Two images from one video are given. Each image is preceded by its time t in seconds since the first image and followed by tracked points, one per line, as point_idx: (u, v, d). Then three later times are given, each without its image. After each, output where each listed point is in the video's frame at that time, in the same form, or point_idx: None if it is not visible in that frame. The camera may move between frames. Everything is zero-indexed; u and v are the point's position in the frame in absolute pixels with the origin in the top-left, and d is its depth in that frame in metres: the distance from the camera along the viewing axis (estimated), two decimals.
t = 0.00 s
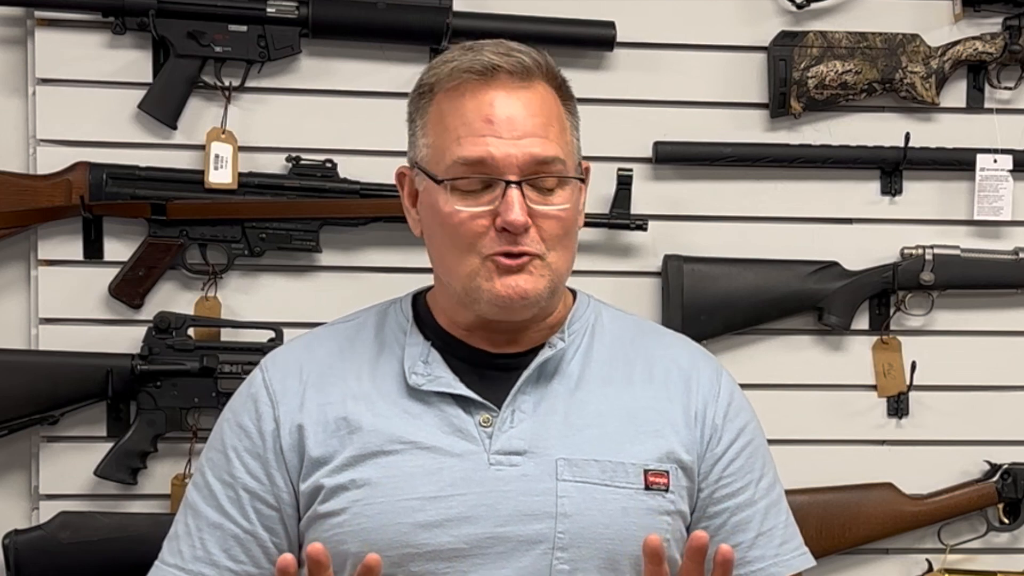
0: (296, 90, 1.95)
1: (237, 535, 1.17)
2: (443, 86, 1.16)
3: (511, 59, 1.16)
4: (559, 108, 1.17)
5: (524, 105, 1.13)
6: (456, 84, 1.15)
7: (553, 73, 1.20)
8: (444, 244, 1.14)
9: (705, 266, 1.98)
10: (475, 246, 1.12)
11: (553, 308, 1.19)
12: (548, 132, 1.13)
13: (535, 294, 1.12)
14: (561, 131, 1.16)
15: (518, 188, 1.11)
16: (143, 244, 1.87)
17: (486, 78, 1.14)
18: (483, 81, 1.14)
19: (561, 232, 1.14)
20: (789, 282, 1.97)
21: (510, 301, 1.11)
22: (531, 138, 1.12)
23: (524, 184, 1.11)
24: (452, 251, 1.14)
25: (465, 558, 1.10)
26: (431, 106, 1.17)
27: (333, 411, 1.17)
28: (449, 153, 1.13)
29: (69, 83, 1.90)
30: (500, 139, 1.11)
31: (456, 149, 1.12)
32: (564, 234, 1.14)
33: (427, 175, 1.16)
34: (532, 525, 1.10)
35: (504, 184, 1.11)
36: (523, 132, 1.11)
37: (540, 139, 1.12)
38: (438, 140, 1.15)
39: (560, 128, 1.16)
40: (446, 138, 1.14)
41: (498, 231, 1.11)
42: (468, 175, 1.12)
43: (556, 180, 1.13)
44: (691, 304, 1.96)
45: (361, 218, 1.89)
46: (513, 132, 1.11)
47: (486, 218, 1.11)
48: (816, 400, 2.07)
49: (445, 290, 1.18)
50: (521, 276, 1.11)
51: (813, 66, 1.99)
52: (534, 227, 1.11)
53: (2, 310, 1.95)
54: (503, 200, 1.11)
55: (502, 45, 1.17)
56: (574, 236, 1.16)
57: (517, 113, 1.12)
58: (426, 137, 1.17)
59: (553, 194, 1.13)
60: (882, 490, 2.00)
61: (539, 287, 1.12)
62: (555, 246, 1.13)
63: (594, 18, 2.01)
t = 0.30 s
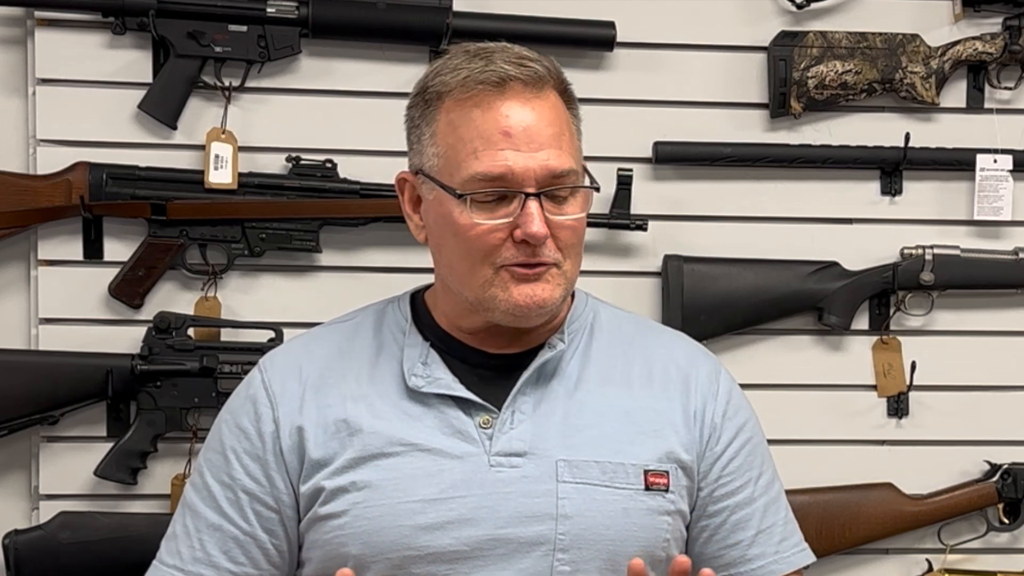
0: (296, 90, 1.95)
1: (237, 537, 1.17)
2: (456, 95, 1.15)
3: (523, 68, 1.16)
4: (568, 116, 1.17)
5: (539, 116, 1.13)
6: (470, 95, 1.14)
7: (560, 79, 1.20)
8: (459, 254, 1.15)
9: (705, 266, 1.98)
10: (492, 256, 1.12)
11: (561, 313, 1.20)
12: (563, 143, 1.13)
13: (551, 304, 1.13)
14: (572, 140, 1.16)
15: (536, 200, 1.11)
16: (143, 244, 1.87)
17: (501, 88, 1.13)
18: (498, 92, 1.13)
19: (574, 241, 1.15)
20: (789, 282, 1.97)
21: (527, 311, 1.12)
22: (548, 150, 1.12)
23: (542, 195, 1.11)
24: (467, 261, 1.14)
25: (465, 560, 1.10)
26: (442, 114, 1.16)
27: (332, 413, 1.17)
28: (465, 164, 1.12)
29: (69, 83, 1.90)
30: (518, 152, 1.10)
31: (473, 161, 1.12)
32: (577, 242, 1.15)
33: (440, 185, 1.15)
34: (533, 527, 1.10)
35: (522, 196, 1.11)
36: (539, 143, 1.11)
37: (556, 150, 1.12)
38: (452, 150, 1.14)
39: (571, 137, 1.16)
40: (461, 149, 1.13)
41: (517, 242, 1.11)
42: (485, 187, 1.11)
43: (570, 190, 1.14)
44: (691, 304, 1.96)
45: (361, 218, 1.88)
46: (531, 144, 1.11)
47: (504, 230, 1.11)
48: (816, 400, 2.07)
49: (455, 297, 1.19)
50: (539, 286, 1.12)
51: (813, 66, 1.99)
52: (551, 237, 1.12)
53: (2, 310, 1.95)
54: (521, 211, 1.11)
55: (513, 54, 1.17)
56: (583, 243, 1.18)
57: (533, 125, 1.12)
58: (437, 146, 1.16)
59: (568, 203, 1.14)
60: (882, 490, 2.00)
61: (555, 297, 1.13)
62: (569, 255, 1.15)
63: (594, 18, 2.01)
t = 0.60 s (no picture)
0: (296, 90, 1.95)
1: (236, 534, 1.17)
2: (459, 94, 1.15)
3: (526, 68, 1.16)
4: (569, 117, 1.18)
5: (542, 116, 1.13)
6: (474, 94, 1.14)
7: (562, 79, 1.20)
8: (461, 253, 1.15)
9: (705, 266, 1.98)
10: (495, 256, 1.12)
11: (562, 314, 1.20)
12: (565, 143, 1.13)
13: (553, 304, 1.13)
14: (574, 140, 1.16)
15: (540, 200, 1.11)
16: (143, 244, 1.87)
17: (504, 88, 1.13)
18: (501, 91, 1.13)
19: (576, 241, 1.15)
20: (789, 282, 1.97)
21: (529, 311, 1.13)
22: (551, 150, 1.12)
23: (545, 195, 1.12)
24: (469, 260, 1.14)
25: (465, 557, 1.10)
26: (445, 114, 1.16)
27: (332, 410, 1.17)
28: (468, 164, 1.12)
29: (69, 83, 1.90)
30: (522, 152, 1.11)
31: (476, 161, 1.12)
32: (578, 242, 1.16)
33: (442, 184, 1.15)
34: (532, 524, 1.11)
35: (526, 196, 1.11)
36: (542, 144, 1.11)
37: (559, 151, 1.12)
38: (455, 149, 1.14)
39: (573, 137, 1.16)
40: (464, 148, 1.13)
41: (521, 242, 1.11)
42: (489, 186, 1.11)
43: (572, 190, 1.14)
44: (691, 304, 1.96)
45: (361, 218, 1.88)
46: (534, 144, 1.11)
47: (507, 230, 1.11)
48: (816, 400, 2.07)
49: (456, 296, 1.18)
50: (542, 285, 1.13)
51: (813, 66, 1.99)
52: (554, 237, 1.12)
53: (2, 310, 1.95)
54: (524, 211, 1.11)
55: (516, 54, 1.17)
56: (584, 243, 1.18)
57: (536, 125, 1.12)
58: (439, 145, 1.16)
59: (570, 203, 1.14)
60: (882, 490, 2.00)
61: (557, 298, 1.13)
62: (570, 255, 1.15)
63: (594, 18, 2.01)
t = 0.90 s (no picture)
0: (296, 90, 1.95)
1: (234, 528, 1.17)
2: (459, 91, 1.15)
3: (525, 65, 1.16)
4: (567, 114, 1.18)
5: (541, 113, 1.13)
6: (474, 91, 1.14)
7: (561, 78, 1.20)
8: (460, 250, 1.15)
9: (705, 266, 1.98)
10: (494, 252, 1.12)
11: (560, 309, 1.20)
12: (564, 140, 1.14)
13: (551, 300, 1.14)
14: (573, 138, 1.17)
15: (540, 196, 1.11)
16: (143, 244, 1.87)
17: (504, 85, 1.13)
18: (501, 89, 1.13)
19: (574, 238, 1.15)
20: (789, 282, 1.97)
21: (527, 307, 1.13)
22: (551, 147, 1.12)
23: (544, 192, 1.12)
24: (468, 256, 1.14)
25: (464, 549, 1.10)
26: (444, 111, 1.16)
27: (329, 404, 1.17)
28: (468, 161, 1.12)
29: (69, 83, 1.90)
30: (521, 148, 1.11)
31: (476, 158, 1.12)
32: (577, 238, 1.16)
33: (442, 180, 1.15)
34: (531, 516, 1.11)
35: (526, 192, 1.11)
36: (542, 140, 1.11)
37: (558, 147, 1.12)
38: (455, 146, 1.14)
39: (571, 135, 1.16)
40: (463, 145, 1.13)
41: (520, 238, 1.11)
42: (489, 183, 1.11)
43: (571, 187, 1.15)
44: (691, 305, 1.96)
45: (361, 218, 1.88)
46: (534, 141, 1.11)
47: (506, 225, 1.11)
48: (816, 400, 2.07)
49: (455, 292, 1.19)
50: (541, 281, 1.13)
51: (813, 66, 1.99)
52: (554, 233, 1.12)
53: (2, 310, 1.95)
54: (524, 207, 1.11)
55: (516, 51, 1.17)
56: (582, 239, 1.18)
57: (536, 122, 1.12)
58: (439, 142, 1.16)
59: (569, 200, 1.14)
60: (882, 490, 2.00)
61: (555, 293, 1.14)
62: (569, 251, 1.15)
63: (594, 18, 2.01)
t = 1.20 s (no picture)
0: (296, 90, 1.95)
1: (234, 528, 1.17)
2: (461, 93, 1.15)
3: (527, 68, 1.16)
4: (569, 117, 1.18)
5: (544, 116, 1.13)
6: (476, 93, 1.14)
7: (563, 80, 1.20)
8: (461, 251, 1.15)
9: (705, 266, 1.98)
10: (496, 253, 1.13)
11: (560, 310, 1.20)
12: (566, 142, 1.14)
13: (552, 301, 1.14)
14: (574, 140, 1.17)
15: (541, 198, 1.11)
16: (143, 244, 1.87)
17: (506, 87, 1.13)
18: (503, 91, 1.13)
19: (575, 240, 1.15)
20: (789, 282, 1.97)
21: (527, 308, 1.13)
22: (552, 149, 1.12)
23: (546, 194, 1.12)
24: (469, 258, 1.14)
25: (463, 549, 1.10)
26: (447, 112, 1.16)
27: (328, 404, 1.17)
28: (470, 162, 1.12)
29: (69, 83, 1.90)
30: (523, 150, 1.11)
31: (478, 159, 1.12)
32: (577, 240, 1.16)
33: (443, 182, 1.15)
34: (529, 516, 1.11)
35: (527, 194, 1.11)
36: (544, 143, 1.11)
37: (560, 150, 1.12)
38: (457, 148, 1.14)
39: (572, 137, 1.16)
40: (465, 146, 1.13)
41: (521, 240, 1.11)
42: (491, 184, 1.11)
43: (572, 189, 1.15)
44: (691, 305, 1.96)
45: (361, 218, 1.88)
46: (536, 144, 1.11)
47: (507, 227, 1.11)
48: (816, 400, 2.07)
49: (455, 293, 1.19)
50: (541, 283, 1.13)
51: (813, 66, 1.99)
52: (555, 235, 1.12)
53: (2, 310, 1.95)
54: (525, 209, 1.11)
55: (518, 54, 1.17)
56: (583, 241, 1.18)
57: (538, 124, 1.12)
58: (440, 143, 1.16)
59: (570, 202, 1.14)
60: (882, 490, 2.00)
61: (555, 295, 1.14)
62: (569, 254, 1.15)
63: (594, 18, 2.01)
